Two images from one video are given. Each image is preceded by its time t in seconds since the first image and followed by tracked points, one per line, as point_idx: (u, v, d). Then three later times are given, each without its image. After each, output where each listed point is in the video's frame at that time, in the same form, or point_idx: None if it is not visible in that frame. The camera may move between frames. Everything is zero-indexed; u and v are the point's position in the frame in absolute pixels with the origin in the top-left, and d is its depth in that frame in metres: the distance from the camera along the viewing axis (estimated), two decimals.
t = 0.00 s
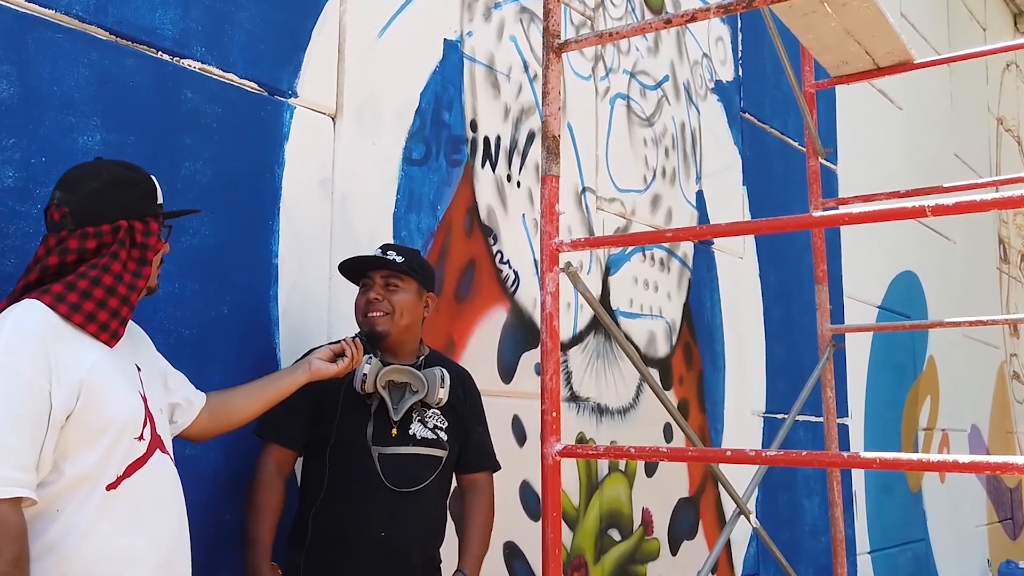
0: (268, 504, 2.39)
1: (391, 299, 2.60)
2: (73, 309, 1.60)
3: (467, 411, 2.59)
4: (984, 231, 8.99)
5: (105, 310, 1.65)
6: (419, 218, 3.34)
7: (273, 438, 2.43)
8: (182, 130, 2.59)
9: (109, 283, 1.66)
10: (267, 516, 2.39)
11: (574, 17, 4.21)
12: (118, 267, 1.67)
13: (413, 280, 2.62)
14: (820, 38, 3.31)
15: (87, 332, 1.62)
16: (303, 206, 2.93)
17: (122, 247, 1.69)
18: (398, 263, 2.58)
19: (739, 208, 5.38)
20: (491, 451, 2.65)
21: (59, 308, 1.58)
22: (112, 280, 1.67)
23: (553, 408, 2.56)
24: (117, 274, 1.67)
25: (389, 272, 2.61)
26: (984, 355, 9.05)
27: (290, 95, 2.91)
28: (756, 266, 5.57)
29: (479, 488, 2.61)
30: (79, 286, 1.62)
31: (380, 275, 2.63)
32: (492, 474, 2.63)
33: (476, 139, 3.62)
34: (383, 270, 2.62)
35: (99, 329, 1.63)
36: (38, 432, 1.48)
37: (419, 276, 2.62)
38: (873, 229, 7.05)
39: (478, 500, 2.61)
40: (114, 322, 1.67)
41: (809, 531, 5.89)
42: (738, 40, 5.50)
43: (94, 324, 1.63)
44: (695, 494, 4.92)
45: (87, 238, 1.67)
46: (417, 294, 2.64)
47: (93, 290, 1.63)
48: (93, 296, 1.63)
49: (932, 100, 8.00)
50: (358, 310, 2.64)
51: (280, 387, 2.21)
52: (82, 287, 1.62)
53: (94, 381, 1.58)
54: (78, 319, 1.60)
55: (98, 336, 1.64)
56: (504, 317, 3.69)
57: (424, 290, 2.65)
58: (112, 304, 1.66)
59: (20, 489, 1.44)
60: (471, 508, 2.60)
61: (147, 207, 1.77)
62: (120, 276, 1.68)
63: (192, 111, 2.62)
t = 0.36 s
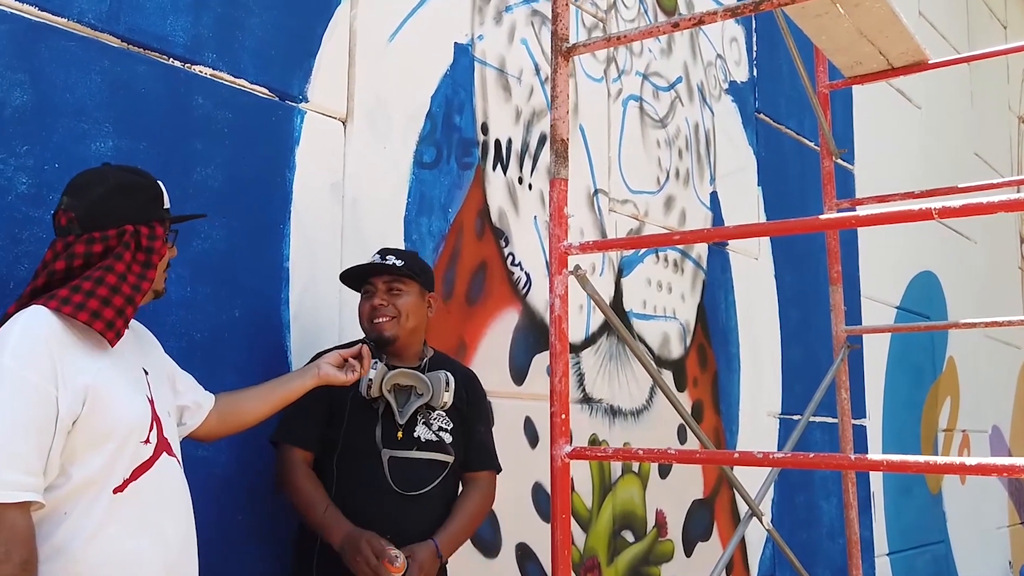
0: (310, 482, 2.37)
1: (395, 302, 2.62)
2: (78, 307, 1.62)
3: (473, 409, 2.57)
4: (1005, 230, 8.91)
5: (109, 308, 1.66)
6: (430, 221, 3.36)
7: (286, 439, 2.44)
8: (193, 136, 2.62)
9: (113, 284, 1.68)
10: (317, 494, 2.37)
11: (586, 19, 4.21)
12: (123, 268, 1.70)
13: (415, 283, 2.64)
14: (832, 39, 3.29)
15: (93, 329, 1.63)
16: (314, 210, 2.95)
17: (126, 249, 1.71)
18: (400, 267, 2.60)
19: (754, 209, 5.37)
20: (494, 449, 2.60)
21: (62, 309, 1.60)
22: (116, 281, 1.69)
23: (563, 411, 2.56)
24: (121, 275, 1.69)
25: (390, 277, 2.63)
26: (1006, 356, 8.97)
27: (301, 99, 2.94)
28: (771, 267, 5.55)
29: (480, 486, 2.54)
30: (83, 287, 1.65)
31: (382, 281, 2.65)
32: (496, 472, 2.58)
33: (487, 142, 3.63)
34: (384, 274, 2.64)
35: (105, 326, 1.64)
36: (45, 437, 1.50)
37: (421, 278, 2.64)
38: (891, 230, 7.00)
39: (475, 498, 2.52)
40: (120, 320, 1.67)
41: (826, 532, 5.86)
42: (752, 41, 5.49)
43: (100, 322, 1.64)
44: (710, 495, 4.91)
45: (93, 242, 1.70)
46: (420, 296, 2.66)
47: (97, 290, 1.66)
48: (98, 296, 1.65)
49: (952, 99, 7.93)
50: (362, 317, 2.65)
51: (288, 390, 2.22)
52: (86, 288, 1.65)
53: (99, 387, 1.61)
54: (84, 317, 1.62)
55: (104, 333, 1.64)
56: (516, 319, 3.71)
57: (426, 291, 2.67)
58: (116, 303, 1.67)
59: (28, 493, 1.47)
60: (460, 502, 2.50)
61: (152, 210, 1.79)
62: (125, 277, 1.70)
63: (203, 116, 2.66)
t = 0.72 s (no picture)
0: (312, 478, 2.40)
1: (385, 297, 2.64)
2: (91, 306, 1.65)
3: (473, 403, 2.60)
4: None
5: (124, 306, 1.69)
6: (442, 219, 3.38)
7: (287, 436, 2.48)
8: (206, 136, 2.65)
9: (127, 282, 1.71)
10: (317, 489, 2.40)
11: (598, 16, 4.22)
12: (135, 266, 1.73)
13: (403, 274, 2.65)
14: (845, 35, 3.28)
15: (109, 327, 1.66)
16: (326, 208, 2.98)
17: (139, 247, 1.74)
18: (384, 261, 2.62)
19: (768, 205, 5.35)
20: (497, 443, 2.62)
21: (76, 307, 1.63)
22: (130, 279, 1.72)
23: (572, 407, 2.58)
24: (134, 274, 1.72)
25: (377, 271, 2.65)
26: None
27: (312, 99, 2.97)
28: (786, 263, 5.54)
29: (481, 480, 2.56)
30: (97, 286, 1.68)
31: (370, 276, 2.66)
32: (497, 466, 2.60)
33: (499, 140, 3.65)
34: (372, 270, 2.66)
35: (119, 324, 1.67)
36: (58, 434, 1.54)
37: (408, 269, 2.65)
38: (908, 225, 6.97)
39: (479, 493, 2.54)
40: (134, 318, 1.70)
41: (841, 528, 5.85)
42: (767, 36, 5.47)
43: (115, 320, 1.66)
44: (723, 492, 4.91)
45: (106, 242, 1.73)
46: (410, 286, 2.67)
47: (111, 288, 1.68)
48: (112, 294, 1.68)
49: (970, 93, 7.87)
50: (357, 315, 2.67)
51: (296, 387, 2.25)
52: (100, 287, 1.68)
53: (110, 385, 1.64)
54: (97, 315, 1.65)
55: (119, 331, 1.67)
56: (528, 316, 3.72)
57: (416, 281, 2.68)
58: (130, 301, 1.70)
59: (39, 489, 1.50)
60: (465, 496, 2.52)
61: (164, 210, 1.82)
62: (138, 274, 1.73)
63: (216, 116, 2.69)
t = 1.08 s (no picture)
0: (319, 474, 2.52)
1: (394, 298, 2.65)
2: (111, 312, 1.66)
3: (489, 404, 2.55)
4: None
5: (141, 313, 1.71)
6: (454, 218, 3.39)
7: (303, 437, 2.59)
8: (220, 137, 2.66)
9: (146, 287, 1.73)
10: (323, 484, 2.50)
11: (610, 15, 4.21)
12: (154, 271, 1.74)
13: (413, 276, 2.65)
14: (858, 33, 3.27)
15: (125, 334, 1.68)
16: (339, 208, 2.99)
17: (158, 252, 1.76)
18: (395, 263, 2.64)
19: (780, 203, 5.34)
20: (520, 447, 2.55)
21: (97, 312, 1.65)
22: (149, 284, 1.74)
23: (584, 406, 2.58)
24: (153, 279, 1.74)
25: (391, 273, 2.68)
26: None
27: (325, 99, 2.98)
28: (798, 262, 5.53)
29: (499, 484, 2.50)
30: (117, 289, 1.69)
31: (385, 277, 2.70)
32: (518, 470, 2.53)
33: (511, 139, 3.65)
34: (387, 271, 2.69)
35: (135, 331, 1.69)
36: (75, 436, 1.55)
37: (418, 272, 2.65)
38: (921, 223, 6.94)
39: (492, 496, 2.48)
40: (149, 325, 1.72)
41: (854, 527, 5.83)
42: (779, 34, 5.46)
43: (131, 327, 1.68)
44: (736, 491, 4.90)
45: (126, 243, 1.74)
46: (421, 289, 2.66)
47: (130, 293, 1.70)
48: (130, 300, 1.70)
49: (983, 90, 7.83)
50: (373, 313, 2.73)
51: (305, 387, 2.29)
52: (120, 291, 1.69)
53: (128, 386, 1.65)
54: (117, 322, 1.66)
55: (134, 338, 1.69)
56: (540, 315, 3.72)
57: (428, 284, 2.66)
58: (147, 307, 1.72)
59: (58, 490, 1.51)
60: (479, 498, 2.47)
61: (182, 212, 1.83)
62: (156, 280, 1.75)
63: (230, 117, 2.70)
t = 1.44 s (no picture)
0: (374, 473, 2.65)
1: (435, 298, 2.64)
2: (142, 312, 1.69)
3: (528, 404, 2.42)
4: None
5: (170, 313, 1.74)
6: (468, 219, 3.40)
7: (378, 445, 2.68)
8: (237, 138, 2.68)
9: (174, 288, 1.76)
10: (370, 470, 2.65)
11: (622, 16, 4.22)
12: (182, 271, 1.78)
13: (449, 275, 2.62)
14: (871, 34, 3.27)
15: (154, 334, 1.71)
16: (355, 209, 3.00)
17: (186, 253, 1.79)
18: (433, 263, 2.66)
19: (791, 204, 5.34)
20: (565, 446, 2.38)
21: (127, 312, 1.67)
22: (177, 284, 1.77)
23: (601, 407, 2.59)
24: (181, 280, 1.77)
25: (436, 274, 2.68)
26: None
27: (341, 101, 2.99)
28: (809, 262, 5.52)
29: (544, 487, 2.34)
30: (146, 290, 1.72)
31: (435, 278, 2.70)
32: (562, 471, 2.36)
33: (525, 140, 3.66)
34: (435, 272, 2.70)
35: (165, 332, 1.73)
36: (106, 435, 1.56)
37: (452, 270, 2.62)
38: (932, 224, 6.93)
39: (535, 503, 2.32)
40: (177, 324, 1.76)
41: (865, 527, 5.83)
42: (790, 34, 5.46)
43: (161, 327, 1.72)
44: (747, 491, 4.90)
45: (153, 244, 1.76)
46: (457, 287, 2.62)
47: (159, 294, 1.73)
48: (160, 300, 1.73)
49: (994, 90, 7.82)
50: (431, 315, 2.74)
51: (318, 385, 2.32)
52: (150, 291, 1.72)
53: (156, 385, 1.66)
54: (146, 322, 1.69)
55: (163, 338, 1.73)
56: (553, 315, 3.73)
57: (463, 280, 2.61)
58: (176, 308, 1.76)
59: (90, 489, 1.53)
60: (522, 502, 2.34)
61: (205, 212, 1.86)
62: (183, 281, 1.78)
63: (247, 118, 2.71)
